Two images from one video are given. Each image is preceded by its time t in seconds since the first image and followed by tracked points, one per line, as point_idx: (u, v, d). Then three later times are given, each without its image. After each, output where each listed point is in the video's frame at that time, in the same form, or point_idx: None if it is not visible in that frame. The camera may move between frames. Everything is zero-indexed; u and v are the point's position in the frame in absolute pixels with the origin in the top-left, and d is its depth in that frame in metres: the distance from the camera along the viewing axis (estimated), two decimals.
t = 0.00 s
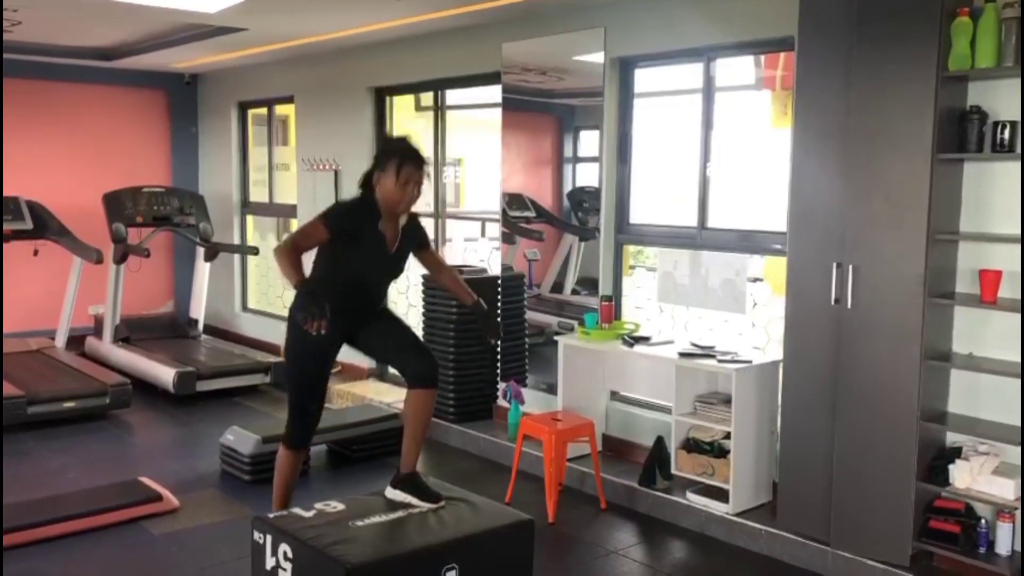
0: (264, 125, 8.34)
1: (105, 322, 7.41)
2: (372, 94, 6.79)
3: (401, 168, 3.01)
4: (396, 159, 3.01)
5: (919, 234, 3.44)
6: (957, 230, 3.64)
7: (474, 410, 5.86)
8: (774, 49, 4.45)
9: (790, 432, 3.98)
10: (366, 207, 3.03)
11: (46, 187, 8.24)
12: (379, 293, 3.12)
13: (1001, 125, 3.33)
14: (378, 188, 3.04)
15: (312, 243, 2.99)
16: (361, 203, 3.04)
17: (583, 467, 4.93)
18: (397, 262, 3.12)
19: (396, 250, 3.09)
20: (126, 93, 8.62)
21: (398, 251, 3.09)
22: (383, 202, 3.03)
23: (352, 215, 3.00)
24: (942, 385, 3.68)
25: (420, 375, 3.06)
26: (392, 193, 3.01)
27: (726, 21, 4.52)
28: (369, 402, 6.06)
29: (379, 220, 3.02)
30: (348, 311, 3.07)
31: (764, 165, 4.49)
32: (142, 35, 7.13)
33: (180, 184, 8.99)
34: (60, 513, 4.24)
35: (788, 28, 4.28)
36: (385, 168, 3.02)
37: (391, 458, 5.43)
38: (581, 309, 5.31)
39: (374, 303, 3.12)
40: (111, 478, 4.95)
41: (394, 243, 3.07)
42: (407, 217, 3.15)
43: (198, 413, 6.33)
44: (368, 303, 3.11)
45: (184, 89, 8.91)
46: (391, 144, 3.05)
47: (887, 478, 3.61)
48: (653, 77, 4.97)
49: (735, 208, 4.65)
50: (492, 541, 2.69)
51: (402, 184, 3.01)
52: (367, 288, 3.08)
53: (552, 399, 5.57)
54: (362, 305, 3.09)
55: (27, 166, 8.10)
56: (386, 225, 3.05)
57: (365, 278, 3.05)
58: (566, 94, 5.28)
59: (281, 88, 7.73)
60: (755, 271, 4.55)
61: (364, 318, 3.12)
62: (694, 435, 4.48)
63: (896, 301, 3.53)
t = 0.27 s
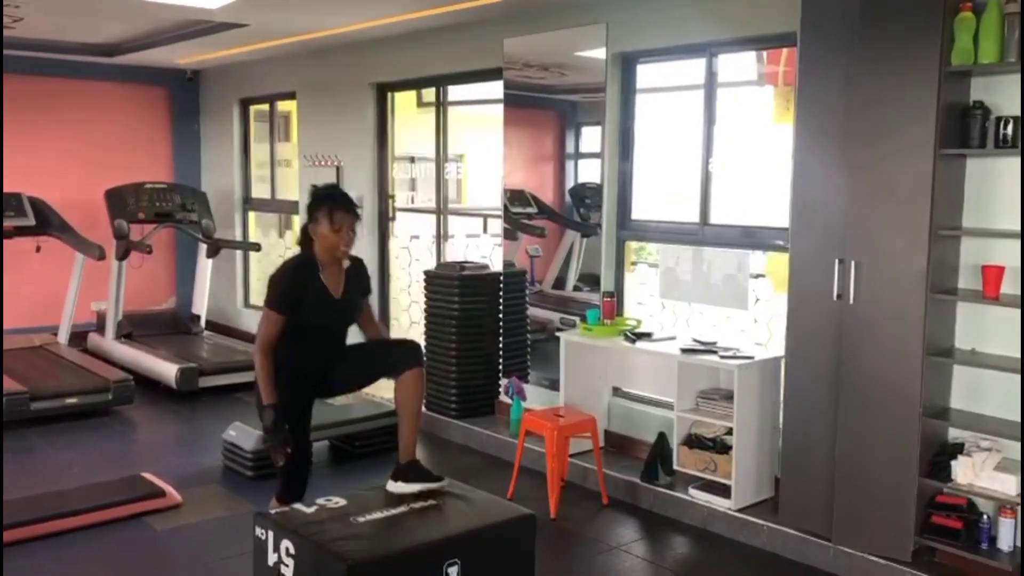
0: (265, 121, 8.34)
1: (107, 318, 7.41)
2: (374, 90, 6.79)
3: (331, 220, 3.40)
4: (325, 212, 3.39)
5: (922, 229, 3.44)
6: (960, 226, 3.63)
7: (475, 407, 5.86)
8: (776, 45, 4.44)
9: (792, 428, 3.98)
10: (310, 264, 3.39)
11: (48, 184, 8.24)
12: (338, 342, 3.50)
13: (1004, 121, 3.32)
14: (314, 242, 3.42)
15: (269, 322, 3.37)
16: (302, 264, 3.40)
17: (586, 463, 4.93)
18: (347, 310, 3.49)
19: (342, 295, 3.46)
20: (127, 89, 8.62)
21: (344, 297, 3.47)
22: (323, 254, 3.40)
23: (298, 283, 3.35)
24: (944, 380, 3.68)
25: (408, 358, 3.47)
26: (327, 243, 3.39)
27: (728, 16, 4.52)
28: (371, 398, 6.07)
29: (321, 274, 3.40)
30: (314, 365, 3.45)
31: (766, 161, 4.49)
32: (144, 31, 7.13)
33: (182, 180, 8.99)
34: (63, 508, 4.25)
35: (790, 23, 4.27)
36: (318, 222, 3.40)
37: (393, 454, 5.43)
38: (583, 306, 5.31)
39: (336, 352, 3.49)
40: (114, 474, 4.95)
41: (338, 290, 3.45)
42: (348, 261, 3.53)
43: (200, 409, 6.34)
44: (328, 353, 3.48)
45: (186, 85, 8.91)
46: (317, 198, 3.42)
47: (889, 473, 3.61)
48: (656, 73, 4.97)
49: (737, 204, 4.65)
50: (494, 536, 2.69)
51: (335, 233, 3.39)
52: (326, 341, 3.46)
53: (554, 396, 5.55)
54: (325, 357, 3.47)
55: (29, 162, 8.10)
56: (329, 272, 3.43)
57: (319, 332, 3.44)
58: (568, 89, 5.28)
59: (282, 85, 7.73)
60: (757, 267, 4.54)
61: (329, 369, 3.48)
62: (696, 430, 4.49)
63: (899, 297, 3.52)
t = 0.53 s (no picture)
0: (268, 118, 8.34)
1: (112, 315, 7.42)
2: (377, 87, 6.79)
3: (296, 204, 3.43)
4: (291, 197, 3.43)
5: (926, 227, 3.43)
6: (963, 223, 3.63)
7: (479, 403, 5.86)
8: (780, 42, 4.44)
9: (795, 426, 3.98)
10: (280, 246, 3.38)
11: (53, 180, 8.26)
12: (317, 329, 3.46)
13: (1009, 118, 3.31)
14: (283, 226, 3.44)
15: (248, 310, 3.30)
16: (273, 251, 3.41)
17: (589, 460, 4.93)
18: (322, 293, 3.45)
19: (315, 277, 3.41)
20: (131, 86, 8.63)
21: (318, 281, 3.42)
22: (290, 239, 3.41)
23: (270, 268, 3.31)
24: (948, 378, 3.67)
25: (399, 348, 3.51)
26: (293, 228, 3.41)
27: (731, 13, 4.51)
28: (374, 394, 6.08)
29: (289, 256, 3.37)
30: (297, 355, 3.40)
31: (770, 158, 4.48)
32: (147, 28, 7.13)
33: (186, 177, 9.00)
34: (67, 505, 4.26)
35: (794, 20, 4.26)
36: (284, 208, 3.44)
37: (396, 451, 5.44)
38: (586, 303, 5.31)
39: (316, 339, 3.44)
40: (118, 471, 4.97)
41: (310, 273, 3.40)
42: (318, 245, 3.52)
43: (204, 406, 6.35)
44: (309, 339, 3.44)
45: (189, 82, 8.91)
46: (283, 186, 3.47)
47: (892, 471, 3.61)
48: (659, 70, 4.96)
49: (740, 201, 4.64)
50: (497, 533, 2.69)
51: (301, 218, 3.42)
52: (304, 327, 3.42)
53: (557, 392, 5.58)
54: (307, 344, 3.42)
55: (33, 159, 8.11)
56: (298, 254, 3.41)
57: (297, 317, 3.39)
58: (571, 86, 5.28)
59: (285, 81, 7.73)
60: (761, 264, 4.53)
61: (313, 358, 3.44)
62: (699, 428, 4.49)
63: (903, 295, 3.52)
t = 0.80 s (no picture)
0: (272, 115, 8.34)
1: (115, 312, 7.43)
2: (381, 85, 6.79)
3: (291, 203, 3.53)
4: (286, 196, 3.53)
5: (930, 226, 3.43)
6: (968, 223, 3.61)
7: (482, 401, 5.86)
8: (786, 40, 4.43)
9: (799, 425, 3.97)
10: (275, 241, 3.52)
11: (57, 178, 8.27)
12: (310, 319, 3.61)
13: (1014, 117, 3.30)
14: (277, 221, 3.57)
15: (243, 301, 3.44)
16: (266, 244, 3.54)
17: (591, 458, 4.93)
18: (315, 284, 3.60)
19: (309, 268, 3.58)
20: (136, 83, 8.64)
21: (312, 272, 3.58)
22: (284, 234, 3.55)
23: (264, 261, 3.45)
24: (952, 377, 3.66)
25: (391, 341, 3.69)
26: (287, 225, 3.55)
27: (737, 12, 4.50)
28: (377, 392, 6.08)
29: (285, 250, 3.52)
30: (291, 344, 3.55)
31: (774, 157, 4.47)
32: (152, 25, 7.14)
33: (190, 174, 9.01)
34: (70, 501, 4.27)
35: (800, 19, 4.25)
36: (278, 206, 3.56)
37: (399, 449, 5.44)
38: (590, 301, 5.31)
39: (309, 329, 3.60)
40: (121, 468, 4.97)
41: (304, 264, 3.57)
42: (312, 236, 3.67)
43: (207, 403, 6.36)
44: (302, 330, 3.58)
45: (194, 79, 8.91)
46: (278, 184, 3.56)
47: (895, 471, 3.60)
48: (664, 68, 4.95)
49: (745, 200, 4.63)
50: (500, 532, 2.69)
51: (295, 217, 3.54)
52: (297, 318, 3.56)
53: (560, 391, 5.57)
54: (300, 334, 3.57)
55: (37, 156, 8.12)
56: (293, 249, 3.56)
57: (291, 308, 3.53)
58: (575, 85, 5.28)
59: (290, 79, 7.73)
60: (765, 263, 4.53)
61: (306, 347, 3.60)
62: (702, 427, 4.50)
63: (906, 294, 3.51)
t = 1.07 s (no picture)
0: (277, 113, 8.34)
1: (119, 309, 7.45)
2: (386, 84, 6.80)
3: (307, 202, 3.49)
4: (303, 194, 3.49)
5: (934, 228, 3.43)
6: (972, 224, 3.61)
7: (485, 401, 5.87)
8: (790, 41, 4.43)
9: (802, 426, 3.97)
10: (290, 239, 3.49)
11: (62, 175, 8.28)
12: (321, 318, 3.61)
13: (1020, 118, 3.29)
14: (292, 218, 3.53)
15: (258, 298, 3.42)
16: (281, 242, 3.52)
17: (594, 458, 4.93)
18: (327, 284, 3.59)
19: (320, 268, 3.55)
20: (141, 81, 8.65)
21: (323, 272, 3.56)
22: (298, 233, 3.51)
23: (279, 259, 3.43)
24: (956, 379, 3.66)
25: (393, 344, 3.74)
26: (302, 224, 3.50)
27: (742, 12, 4.49)
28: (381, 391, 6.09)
29: (297, 249, 3.49)
30: (301, 342, 3.56)
31: (778, 157, 4.47)
32: (157, 24, 7.15)
33: (194, 172, 9.02)
34: (74, 498, 4.27)
35: (804, 20, 4.26)
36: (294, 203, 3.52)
37: (402, 447, 5.45)
38: (593, 301, 5.31)
39: (319, 327, 3.61)
40: (125, 464, 4.99)
41: (315, 264, 3.54)
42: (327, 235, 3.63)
43: (211, 401, 6.36)
44: (312, 329, 3.58)
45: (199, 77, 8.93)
46: (297, 182, 3.52)
47: (899, 472, 3.60)
48: (669, 68, 4.96)
49: (749, 200, 4.63)
50: (503, 531, 2.69)
51: (310, 217, 3.49)
52: (309, 317, 3.56)
53: (563, 391, 5.54)
54: (310, 333, 3.58)
55: (43, 153, 8.14)
56: (306, 247, 3.53)
57: (303, 307, 3.53)
58: (580, 85, 5.28)
59: (295, 77, 7.73)
60: (768, 264, 4.53)
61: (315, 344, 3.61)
62: (705, 427, 4.49)
63: (911, 296, 3.51)
